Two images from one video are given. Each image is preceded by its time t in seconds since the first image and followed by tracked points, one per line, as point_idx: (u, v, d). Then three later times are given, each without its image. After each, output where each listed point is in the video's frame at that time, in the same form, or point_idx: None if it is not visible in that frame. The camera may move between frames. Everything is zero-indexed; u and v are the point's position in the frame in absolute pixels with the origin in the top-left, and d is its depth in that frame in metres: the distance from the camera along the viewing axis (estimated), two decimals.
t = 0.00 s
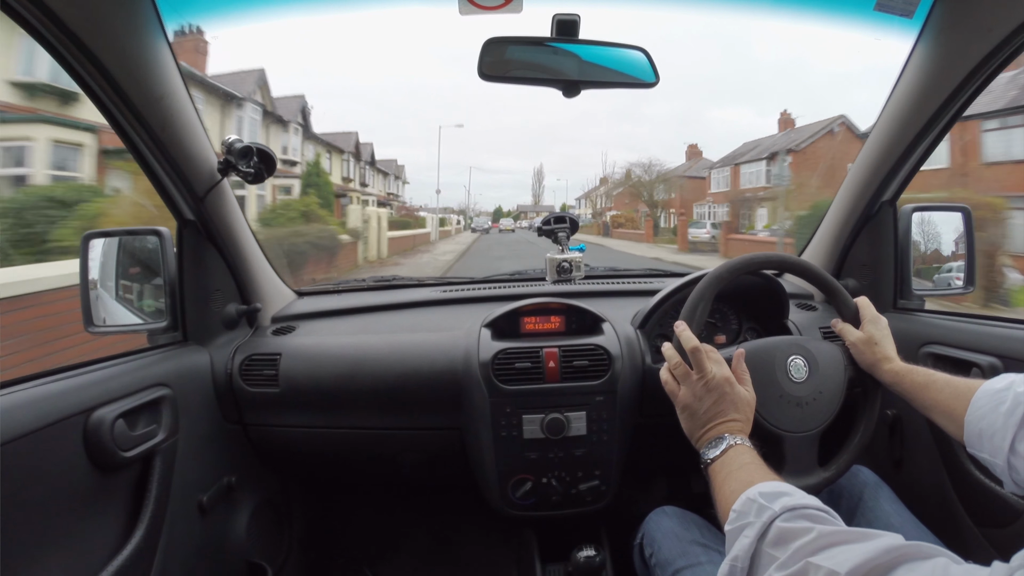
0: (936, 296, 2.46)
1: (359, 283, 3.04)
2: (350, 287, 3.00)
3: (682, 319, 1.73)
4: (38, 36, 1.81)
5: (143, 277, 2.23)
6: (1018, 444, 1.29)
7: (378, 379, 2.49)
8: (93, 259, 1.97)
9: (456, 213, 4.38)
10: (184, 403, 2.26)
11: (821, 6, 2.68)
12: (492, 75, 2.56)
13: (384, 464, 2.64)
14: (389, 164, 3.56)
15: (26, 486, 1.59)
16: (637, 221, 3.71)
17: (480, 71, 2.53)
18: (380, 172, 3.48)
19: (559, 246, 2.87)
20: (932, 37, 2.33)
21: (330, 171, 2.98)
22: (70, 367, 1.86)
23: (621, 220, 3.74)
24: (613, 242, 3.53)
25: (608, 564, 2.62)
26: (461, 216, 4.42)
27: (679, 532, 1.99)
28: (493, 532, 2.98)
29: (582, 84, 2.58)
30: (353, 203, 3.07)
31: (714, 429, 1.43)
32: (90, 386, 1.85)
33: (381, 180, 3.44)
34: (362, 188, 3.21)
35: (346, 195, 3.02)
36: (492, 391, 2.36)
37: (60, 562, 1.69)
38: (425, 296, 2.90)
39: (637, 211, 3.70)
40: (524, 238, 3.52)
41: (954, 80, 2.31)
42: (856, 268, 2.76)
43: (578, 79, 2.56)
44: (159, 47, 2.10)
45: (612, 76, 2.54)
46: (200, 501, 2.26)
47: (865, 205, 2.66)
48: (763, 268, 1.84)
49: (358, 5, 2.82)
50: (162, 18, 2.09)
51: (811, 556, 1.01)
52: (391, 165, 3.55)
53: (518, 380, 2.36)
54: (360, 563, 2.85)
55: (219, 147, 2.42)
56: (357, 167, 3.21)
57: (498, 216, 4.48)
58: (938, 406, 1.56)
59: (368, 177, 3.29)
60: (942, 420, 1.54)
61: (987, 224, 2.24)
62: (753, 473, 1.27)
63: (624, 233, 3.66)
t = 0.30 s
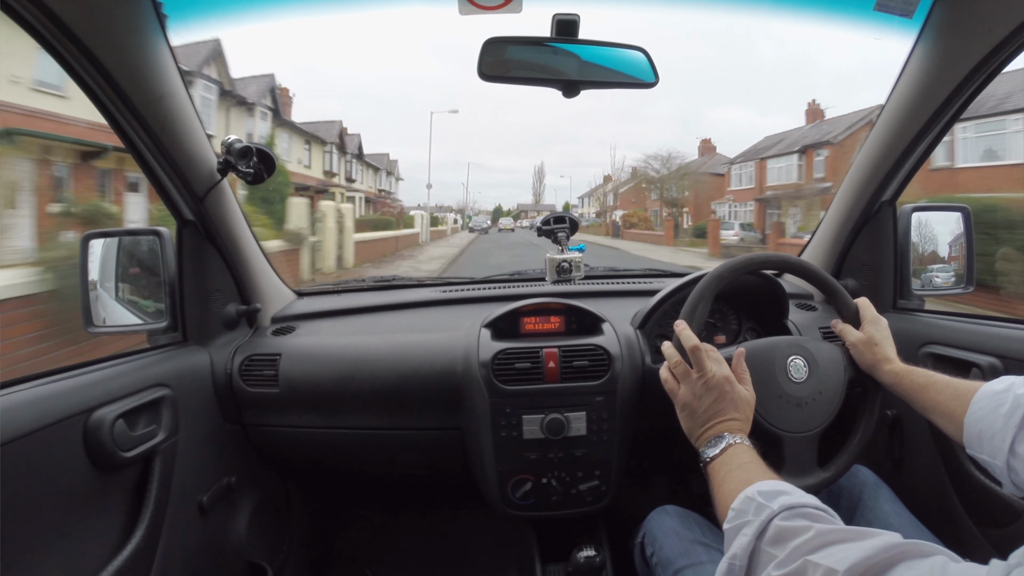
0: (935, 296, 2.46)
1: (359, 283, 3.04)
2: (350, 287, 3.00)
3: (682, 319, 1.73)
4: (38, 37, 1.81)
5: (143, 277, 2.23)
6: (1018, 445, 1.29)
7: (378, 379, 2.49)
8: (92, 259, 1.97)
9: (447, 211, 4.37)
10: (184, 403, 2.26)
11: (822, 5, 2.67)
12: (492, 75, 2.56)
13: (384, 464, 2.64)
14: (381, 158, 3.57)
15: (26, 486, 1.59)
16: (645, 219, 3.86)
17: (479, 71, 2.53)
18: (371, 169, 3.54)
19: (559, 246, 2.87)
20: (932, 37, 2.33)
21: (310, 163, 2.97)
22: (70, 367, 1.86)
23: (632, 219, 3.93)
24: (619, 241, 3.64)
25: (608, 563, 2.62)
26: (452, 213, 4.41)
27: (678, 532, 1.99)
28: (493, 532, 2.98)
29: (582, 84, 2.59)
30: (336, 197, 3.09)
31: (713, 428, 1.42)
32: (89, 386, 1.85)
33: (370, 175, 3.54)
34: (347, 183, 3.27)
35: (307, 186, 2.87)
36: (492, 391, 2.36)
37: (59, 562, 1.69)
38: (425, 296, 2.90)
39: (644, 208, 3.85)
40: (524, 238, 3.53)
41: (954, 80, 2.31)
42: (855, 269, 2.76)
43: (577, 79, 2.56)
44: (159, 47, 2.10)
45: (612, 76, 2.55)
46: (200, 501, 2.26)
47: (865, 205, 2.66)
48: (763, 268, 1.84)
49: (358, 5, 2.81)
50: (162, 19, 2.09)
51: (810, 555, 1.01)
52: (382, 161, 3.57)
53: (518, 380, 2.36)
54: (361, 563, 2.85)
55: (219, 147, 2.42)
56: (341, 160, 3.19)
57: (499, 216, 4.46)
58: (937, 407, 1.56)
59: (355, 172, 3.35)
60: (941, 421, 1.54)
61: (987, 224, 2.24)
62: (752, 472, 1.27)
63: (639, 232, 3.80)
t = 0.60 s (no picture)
0: (936, 296, 2.46)
1: (360, 283, 3.04)
2: (350, 287, 3.00)
3: (683, 317, 1.73)
4: (38, 36, 1.81)
5: (143, 276, 2.23)
6: (1018, 447, 1.28)
7: (378, 379, 2.49)
8: (93, 258, 1.97)
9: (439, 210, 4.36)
10: (184, 403, 2.26)
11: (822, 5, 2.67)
12: (493, 75, 2.56)
13: (384, 464, 2.64)
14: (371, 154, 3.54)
15: (26, 486, 1.59)
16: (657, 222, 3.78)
17: (480, 71, 2.53)
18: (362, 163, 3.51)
19: (560, 245, 2.87)
20: (933, 37, 2.32)
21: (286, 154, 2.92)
22: (70, 366, 1.86)
23: (647, 221, 3.84)
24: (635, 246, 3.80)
25: (608, 563, 2.62)
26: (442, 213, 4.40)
27: (678, 532, 1.98)
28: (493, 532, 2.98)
29: (582, 84, 2.59)
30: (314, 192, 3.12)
31: (713, 425, 1.42)
32: (89, 385, 1.84)
33: (357, 171, 3.49)
34: (330, 178, 3.31)
35: (284, 181, 2.81)
36: (492, 390, 2.36)
37: (60, 562, 1.69)
38: (425, 296, 2.90)
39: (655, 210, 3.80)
40: (524, 239, 3.54)
41: (954, 81, 2.31)
42: (856, 269, 2.76)
43: (577, 79, 2.56)
44: (159, 47, 2.10)
45: (613, 76, 2.55)
46: (200, 501, 2.25)
47: (865, 205, 2.66)
48: (764, 267, 1.84)
49: (360, 5, 2.81)
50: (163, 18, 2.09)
51: (810, 549, 1.01)
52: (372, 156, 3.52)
53: (518, 380, 2.36)
54: (361, 563, 2.85)
55: (220, 146, 2.42)
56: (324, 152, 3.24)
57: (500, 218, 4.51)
58: (938, 408, 1.55)
59: (339, 167, 3.38)
60: (942, 422, 1.54)
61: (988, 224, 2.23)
62: (751, 470, 1.27)
63: (655, 237, 3.73)
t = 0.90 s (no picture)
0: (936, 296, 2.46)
1: (359, 284, 3.04)
2: (350, 288, 3.01)
3: (683, 317, 1.73)
4: (38, 37, 1.81)
5: (143, 278, 2.23)
6: (1018, 447, 1.28)
7: (378, 379, 2.49)
8: (92, 260, 1.97)
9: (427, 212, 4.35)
10: (184, 403, 2.26)
11: (821, 5, 2.67)
12: (492, 75, 2.56)
13: (385, 464, 2.64)
14: (359, 152, 3.41)
15: (26, 487, 1.59)
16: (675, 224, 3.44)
17: (480, 71, 2.53)
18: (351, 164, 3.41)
19: (559, 246, 2.87)
20: (932, 37, 2.33)
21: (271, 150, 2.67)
22: (70, 367, 1.86)
23: (664, 223, 3.54)
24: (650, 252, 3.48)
25: (608, 563, 2.62)
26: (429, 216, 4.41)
27: (678, 532, 1.99)
28: (493, 532, 2.98)
29: (581, 84, 2.59)
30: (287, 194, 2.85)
31: (713, 426, 1.43)
32: (90, 386, 1.85)
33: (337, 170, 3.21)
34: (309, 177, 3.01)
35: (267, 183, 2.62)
36: (492, 391, 2.36)
37: (60, 562, 1.69)
38: (425, 296, 2.90)
39: (669, 212, 3.48)
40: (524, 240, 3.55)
41: (953, 81, 2.32)
42: (855, 269, 2.76)
43: (577, 79, 2.56)
44: (159, 47, 2.10)
45: (612, 76, 2.55)
46: (200, 501, 2.25)
47: (865, 204, 2.66)
48: (764, 267, 1.84)
49: (359, 5, 2.81)
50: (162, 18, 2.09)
51: (811, 553, 1.01)
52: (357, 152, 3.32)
53: (517, 380, 2.36)
54: (362, 564, 2.85)
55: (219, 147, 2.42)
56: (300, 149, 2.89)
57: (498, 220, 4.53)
58: (937, 408, 1.56)
59: (321, 166, 3.14)
60: (941, 422, 1.54)
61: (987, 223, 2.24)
62: (752, 471, 1.27)
63: (674, 241, 3.40)
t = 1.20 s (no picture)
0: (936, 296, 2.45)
1: (360, 284, 3.04)
2: (350, 287, 3.00)
3: (683, 317, 1.73)
4: (37, 36, 1.81)
5: (143, 277, 2.23)
6: (1019, 444, 1.28)
7: (378, 379, 2.49)
8: (92, 259, 1.97)
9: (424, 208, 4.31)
10: (184, 403, 2.26)
11: (822, 5, 2.67)
12: (493, 75, 2.57)
13: (385, 464, 2.64)
14: (346, 142, 3.19)
15: (27, 486, 1.59)
16: (698, 221, 3.31)
17: (480, 71, 2.53)
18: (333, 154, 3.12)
19: (560, 246, 2.87)
20: (933, 37, 2.32)
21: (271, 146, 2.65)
22: (70, 366, 1.86)
23: (689, 222, 3.36)
24: (669, 254, 3.31)
25: (608, 563, 2.62)
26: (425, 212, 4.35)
27: (678, 532, 1.98)
28: (493, 532, 2.98)
29: (582, 84, 2.59)
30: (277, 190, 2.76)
31: (713, 425, 1.42)
32: (89, 385, 1.85)
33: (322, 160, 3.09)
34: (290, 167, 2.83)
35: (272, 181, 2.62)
36: (492, 390, 2.36)
37: (60, 561, 1.69)
38: (425, 296, 2.90)
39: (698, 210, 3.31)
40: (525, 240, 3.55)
41: (954, 81, 2.31)
42: (856, 269, 2.76)
43: (577, 79, 2.56)
44: (160, 48, 2.10)
45: (612, 76, 2.55)
46: (200, 501, 2.25)
47: (865, 204, 2.66)
48: (764, 267, 1.84)
49: (360, 5, 2.81)
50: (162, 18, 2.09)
51: (812, 547, 1.01)
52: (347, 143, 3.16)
53: (518, 380, 2.36)
54: (362, 564, 2.85)
55: (219, 146, 2.42)
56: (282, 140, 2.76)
57: (496, 217, 4.54)
58: (938, 408, 1.55)
59: (300, 156, 2.94)
60: (942, 422, 1.54)
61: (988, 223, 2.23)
62: (751, 470, 1.27)
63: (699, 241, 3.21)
